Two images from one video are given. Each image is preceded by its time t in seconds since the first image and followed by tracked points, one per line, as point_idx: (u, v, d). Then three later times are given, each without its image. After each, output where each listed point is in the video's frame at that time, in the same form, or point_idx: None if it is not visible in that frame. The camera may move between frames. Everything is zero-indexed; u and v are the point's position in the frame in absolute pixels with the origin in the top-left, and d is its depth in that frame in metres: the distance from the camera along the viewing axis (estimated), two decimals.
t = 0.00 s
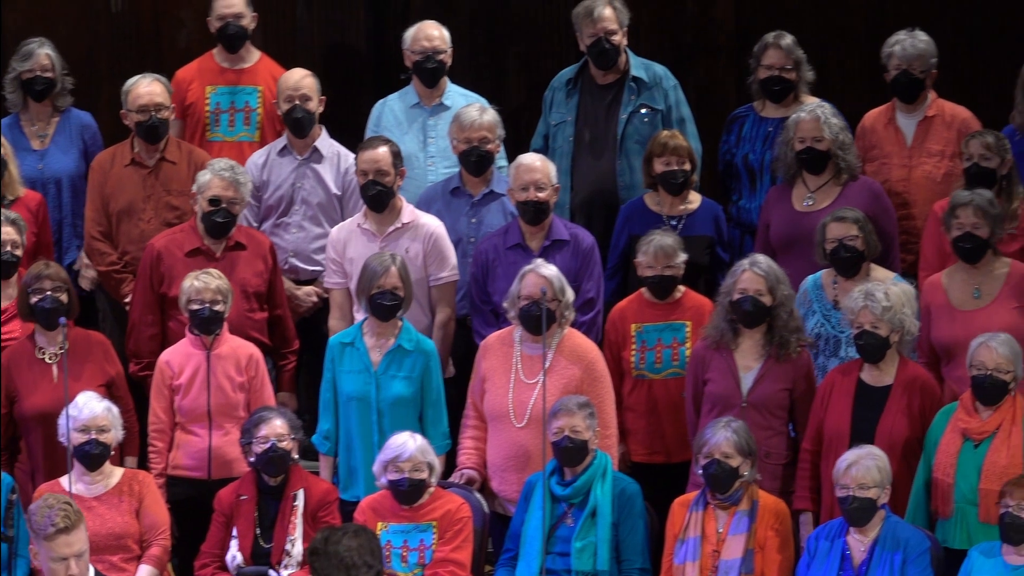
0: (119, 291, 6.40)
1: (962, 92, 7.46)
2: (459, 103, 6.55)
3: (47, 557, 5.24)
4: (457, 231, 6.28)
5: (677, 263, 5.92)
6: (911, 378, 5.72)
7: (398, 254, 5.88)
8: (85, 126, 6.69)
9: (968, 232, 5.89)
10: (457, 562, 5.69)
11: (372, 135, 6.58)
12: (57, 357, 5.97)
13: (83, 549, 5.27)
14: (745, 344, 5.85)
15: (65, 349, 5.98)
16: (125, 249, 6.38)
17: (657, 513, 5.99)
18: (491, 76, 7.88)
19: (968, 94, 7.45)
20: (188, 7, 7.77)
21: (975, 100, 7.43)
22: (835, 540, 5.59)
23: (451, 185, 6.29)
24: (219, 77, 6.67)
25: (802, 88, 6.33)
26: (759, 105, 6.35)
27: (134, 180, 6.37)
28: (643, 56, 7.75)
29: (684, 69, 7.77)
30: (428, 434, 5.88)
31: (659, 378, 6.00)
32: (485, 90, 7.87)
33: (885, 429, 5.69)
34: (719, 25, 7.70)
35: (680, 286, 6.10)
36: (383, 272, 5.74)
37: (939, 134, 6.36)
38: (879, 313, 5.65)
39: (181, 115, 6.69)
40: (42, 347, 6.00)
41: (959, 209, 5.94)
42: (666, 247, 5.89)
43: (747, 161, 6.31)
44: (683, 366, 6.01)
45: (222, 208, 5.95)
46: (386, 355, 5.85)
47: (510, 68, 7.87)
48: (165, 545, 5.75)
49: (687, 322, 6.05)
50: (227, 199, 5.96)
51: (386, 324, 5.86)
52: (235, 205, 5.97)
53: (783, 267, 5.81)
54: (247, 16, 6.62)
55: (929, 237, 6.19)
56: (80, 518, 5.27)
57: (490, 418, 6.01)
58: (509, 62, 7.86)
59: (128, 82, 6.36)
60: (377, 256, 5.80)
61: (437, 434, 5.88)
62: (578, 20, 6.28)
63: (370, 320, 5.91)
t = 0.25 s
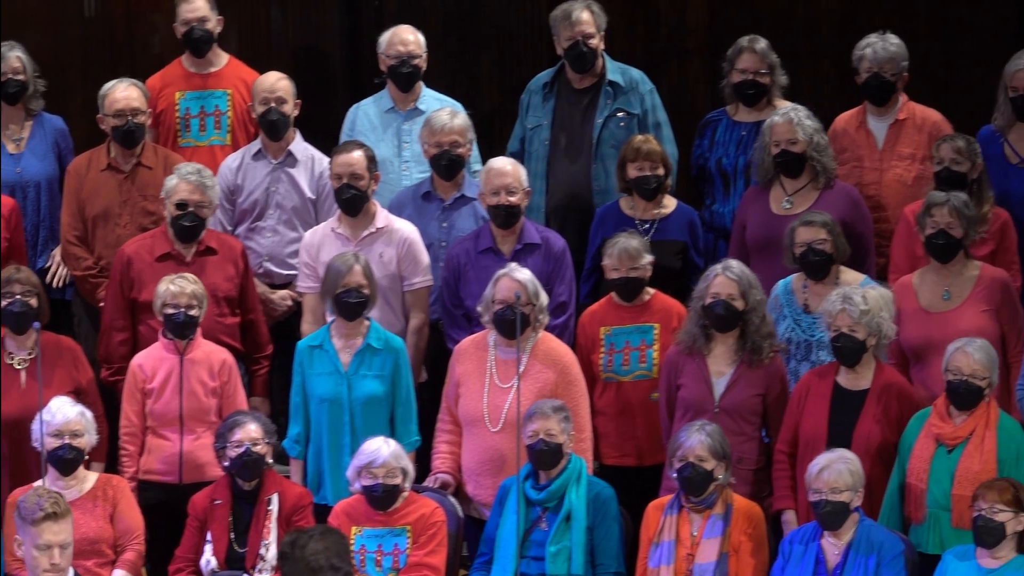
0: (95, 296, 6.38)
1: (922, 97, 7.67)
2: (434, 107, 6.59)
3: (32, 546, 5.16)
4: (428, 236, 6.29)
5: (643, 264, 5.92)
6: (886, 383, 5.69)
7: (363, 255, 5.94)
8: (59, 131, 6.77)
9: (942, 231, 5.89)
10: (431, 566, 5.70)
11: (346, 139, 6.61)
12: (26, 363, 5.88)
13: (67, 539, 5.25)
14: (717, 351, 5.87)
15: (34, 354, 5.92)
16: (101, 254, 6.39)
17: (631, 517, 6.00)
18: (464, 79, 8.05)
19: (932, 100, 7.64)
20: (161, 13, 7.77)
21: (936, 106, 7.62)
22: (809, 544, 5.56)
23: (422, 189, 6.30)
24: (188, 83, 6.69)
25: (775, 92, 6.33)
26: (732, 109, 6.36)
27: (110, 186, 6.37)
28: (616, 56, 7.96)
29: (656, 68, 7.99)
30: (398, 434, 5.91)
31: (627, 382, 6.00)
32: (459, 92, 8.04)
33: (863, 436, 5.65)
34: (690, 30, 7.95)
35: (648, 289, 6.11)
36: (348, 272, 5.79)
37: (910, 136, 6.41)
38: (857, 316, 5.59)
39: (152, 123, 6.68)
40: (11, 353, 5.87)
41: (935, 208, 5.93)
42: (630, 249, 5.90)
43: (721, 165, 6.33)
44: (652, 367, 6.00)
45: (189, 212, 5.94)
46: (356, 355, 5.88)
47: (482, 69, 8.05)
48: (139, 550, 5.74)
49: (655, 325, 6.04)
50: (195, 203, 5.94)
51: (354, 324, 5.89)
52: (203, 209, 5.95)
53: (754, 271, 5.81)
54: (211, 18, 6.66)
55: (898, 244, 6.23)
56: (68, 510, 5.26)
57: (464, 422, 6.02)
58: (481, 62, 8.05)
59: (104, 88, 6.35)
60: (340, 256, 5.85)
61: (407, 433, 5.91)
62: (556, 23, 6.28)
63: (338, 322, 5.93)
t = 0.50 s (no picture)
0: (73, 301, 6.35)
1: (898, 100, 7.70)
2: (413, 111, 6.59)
3: (11, 543, 5.09)
4: (402, 240, 6.29)
5: (611, 267, 5.97)
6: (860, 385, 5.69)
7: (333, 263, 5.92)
8: (35, 135, 6.79)
9: (927, 231, 5.91)
10: (407, 570, 5.71)
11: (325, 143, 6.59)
12: None
13: (45, 539, 5.28)
14: (692, 352, 5.87)
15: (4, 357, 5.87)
16: (78, 258, 6.37)
17: (608, 520, 6.00)
18: (440, 85, 8.05)
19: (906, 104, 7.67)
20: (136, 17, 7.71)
21: (909, 108, 7.65)
22: (785, 546, 5.56)
23: (396, 194, 6.30)
24: (164, 88, 6.69)
25: (751, 96, 6.36)
26: (708, 113, 6.39)
27: (87, 190, 6.37)
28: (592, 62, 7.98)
29: (633, 70, 7.99)
30: (374, 439, 5.89)
31: (597, 383, 6.01)
32: (434, 95, 8.03)
33: (836, 438, 5.65)
34: (667, 31, 7.92)
35: (620, 291, 6.12)
36: (317, 281, 5.77)
37: (888, 141, 6.43)
38: (830, 319, 5.59)
39: (133, 130, 6.70)
40: None
41: (920, 208, 5.95)
42: (599, 252, 5.94)
43: (697, 169, 6.34)
44: (621, 370, 6.00)
45: (158, 216, 5.93)
46: (332, 364, 5.86)
47: (458, 75, 8.06)
48: (114, 553, 5.74)
49: (626, 327, 6.05)
50: (163, 207, 5.94)
51: (327, 333, 5.86)
52: (172, 213, 5.95)
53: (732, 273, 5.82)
54: (184, 23, 6.66)
55: (871, 247, 6.25)
56: (47, 511, 5.31)
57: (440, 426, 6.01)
58: (457, 69, 8.05)
59: (82, 92, 6.35)
60: (310, 265, 5.83)
61: (383, 438, 5.89)
62: (535, 25, 6.29)
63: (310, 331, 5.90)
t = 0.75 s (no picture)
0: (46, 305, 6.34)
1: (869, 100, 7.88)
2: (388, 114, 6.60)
3: None
4: (371, 243, 6.31)
5: (581, 271, 5.99)
6: (828, 385, 5.69)
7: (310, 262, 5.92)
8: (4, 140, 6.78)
9: (903, 236, 5.90)
10: (379, 573, 5.71)
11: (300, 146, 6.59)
12: None
13: (20, 541, 5.25)
14: (663, 356, 5.89)
15: None
16: (51, 262, 6.38)
17: (579, 523, 6.01)
18: (410, 88, 8.13)
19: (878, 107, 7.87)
20: (106, 20, 7.78)
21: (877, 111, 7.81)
22: (757, 550, 5.57)
23: (364, 197, 6.30)
24: (141, 91, 6.69)
25: (722, 99, 6.38)
26: (679, 115, 6.38)
27: (60, 193, 6.36)
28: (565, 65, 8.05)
29: (603, 75, 8.05)
30: (347, 440, 5.90)
31: (564, 387, 6.04)
32: (406, 99, 8.12)
33: (803, 440, 5.66)
34: (638, 36, 7.99)
35: (591, 295, 6.14)
36: (296, 279, 5.77)
37: (863, 145, 6.44)
38: (798, 321, 5.61)
39: (110, 134, 6.72)
40: None
41: (900, 211, 5.93)
42: (569, 256, 5.95)
43: (667, 172, 6.34)
44: (588, 374, 6.03)
45: (126, 219, 5.93)
46: (305, 363, 5.86)
47: (427, 79, 8.12)
48: (86, 557, 5.74)
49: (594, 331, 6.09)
50: (131, 209, 5.93)
51: (302, 332, 5.86)
52: (141, 214, 5.95)
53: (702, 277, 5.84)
54: (160, 25, 6.64)
55: (839, 244, 6.27)
56: (23, 512, 5.22)
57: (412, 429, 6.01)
58: (426, 72, 8.11)
59: (52, 96, 6.34)
60: (288, 264, 5.83)
61: (357, 439, 5.91)
62: (506, 27, 6.30)
63: (286, 330, 5.90)
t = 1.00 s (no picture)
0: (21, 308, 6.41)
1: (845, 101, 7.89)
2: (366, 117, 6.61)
3: None
4: (344, 246, 6.33)
5: (561, 272, 5.99)
6: (800, 386, 5.69)
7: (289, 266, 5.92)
8: None
9: (881, 241, 5.89)
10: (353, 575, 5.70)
11: (278, 148, 6.60)
12: None
13: None
14: (637, 356, 5.89)
15: None
16: (26, 265, 6.41)
17: (553, 525, 6.01)
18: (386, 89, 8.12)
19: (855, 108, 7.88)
20: (81, 21, 7.86)
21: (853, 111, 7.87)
22: (732, 551, 5.54)
23: (338, 199, 6.34)
24: (119, 92, 6.70)
25: (697, 100, 6.38)
26: (654, 117, 6.39)
27: (33, 196, 6.39)
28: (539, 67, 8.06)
29: (577, 76, 8.07)
30: (323, 445, 5.89)
31: (535, 388, 6.05)
32: (382, 101, 8.10)
33: (774, 441, 5.66)
34: (611, 36, 8.02)
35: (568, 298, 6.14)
36: (275, 283, 5.77)
37: (843, 148, 6.43)
38: (770, 321, 5.63)
39: (87, 135, 6.71)
40: None
41: (878, 215, 5.92)
42: (548, 257, 5.95)
43: (642, 174, 6.34)
44: (560, 376, 6.03)
45: (97, 221, 5.95)
46: (280, 368, 5.86)
47: (401, 80, 8.11)
48: (60, 559, 5.73)
49: (569, 334, 6.09)
50: (102, 212, 5.95)
51: (278, 337, 5.86)
52: (111, 216, 5.96)
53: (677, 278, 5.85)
54: (139, 26, 6.63)
55: (813, 246, 6.27)
56: None
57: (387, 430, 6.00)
58: (401, 75, 8.11)
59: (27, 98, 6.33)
60: (269, 268, 5.84)
61: (332, 445, 5.88)
62: (478, 30, 6.29)
63: (263, 334, 5.91)
